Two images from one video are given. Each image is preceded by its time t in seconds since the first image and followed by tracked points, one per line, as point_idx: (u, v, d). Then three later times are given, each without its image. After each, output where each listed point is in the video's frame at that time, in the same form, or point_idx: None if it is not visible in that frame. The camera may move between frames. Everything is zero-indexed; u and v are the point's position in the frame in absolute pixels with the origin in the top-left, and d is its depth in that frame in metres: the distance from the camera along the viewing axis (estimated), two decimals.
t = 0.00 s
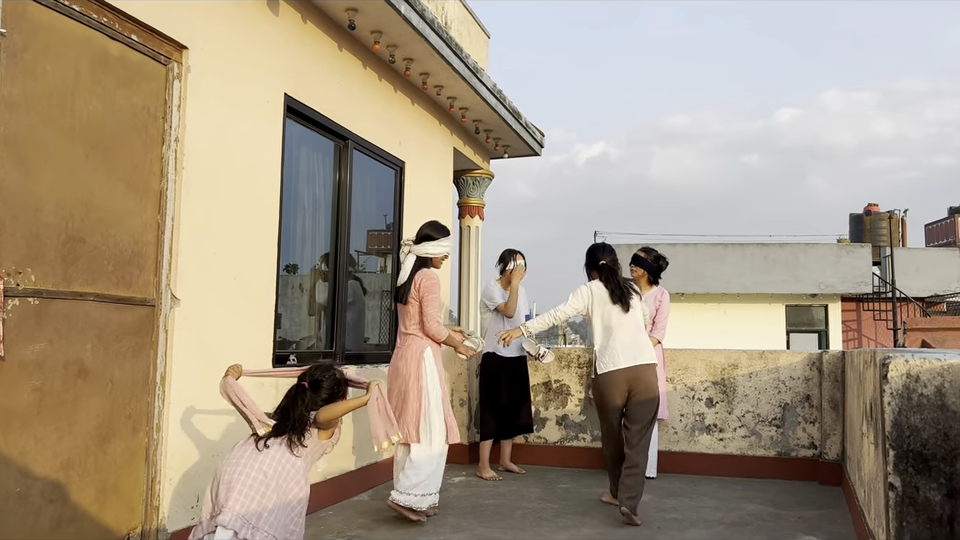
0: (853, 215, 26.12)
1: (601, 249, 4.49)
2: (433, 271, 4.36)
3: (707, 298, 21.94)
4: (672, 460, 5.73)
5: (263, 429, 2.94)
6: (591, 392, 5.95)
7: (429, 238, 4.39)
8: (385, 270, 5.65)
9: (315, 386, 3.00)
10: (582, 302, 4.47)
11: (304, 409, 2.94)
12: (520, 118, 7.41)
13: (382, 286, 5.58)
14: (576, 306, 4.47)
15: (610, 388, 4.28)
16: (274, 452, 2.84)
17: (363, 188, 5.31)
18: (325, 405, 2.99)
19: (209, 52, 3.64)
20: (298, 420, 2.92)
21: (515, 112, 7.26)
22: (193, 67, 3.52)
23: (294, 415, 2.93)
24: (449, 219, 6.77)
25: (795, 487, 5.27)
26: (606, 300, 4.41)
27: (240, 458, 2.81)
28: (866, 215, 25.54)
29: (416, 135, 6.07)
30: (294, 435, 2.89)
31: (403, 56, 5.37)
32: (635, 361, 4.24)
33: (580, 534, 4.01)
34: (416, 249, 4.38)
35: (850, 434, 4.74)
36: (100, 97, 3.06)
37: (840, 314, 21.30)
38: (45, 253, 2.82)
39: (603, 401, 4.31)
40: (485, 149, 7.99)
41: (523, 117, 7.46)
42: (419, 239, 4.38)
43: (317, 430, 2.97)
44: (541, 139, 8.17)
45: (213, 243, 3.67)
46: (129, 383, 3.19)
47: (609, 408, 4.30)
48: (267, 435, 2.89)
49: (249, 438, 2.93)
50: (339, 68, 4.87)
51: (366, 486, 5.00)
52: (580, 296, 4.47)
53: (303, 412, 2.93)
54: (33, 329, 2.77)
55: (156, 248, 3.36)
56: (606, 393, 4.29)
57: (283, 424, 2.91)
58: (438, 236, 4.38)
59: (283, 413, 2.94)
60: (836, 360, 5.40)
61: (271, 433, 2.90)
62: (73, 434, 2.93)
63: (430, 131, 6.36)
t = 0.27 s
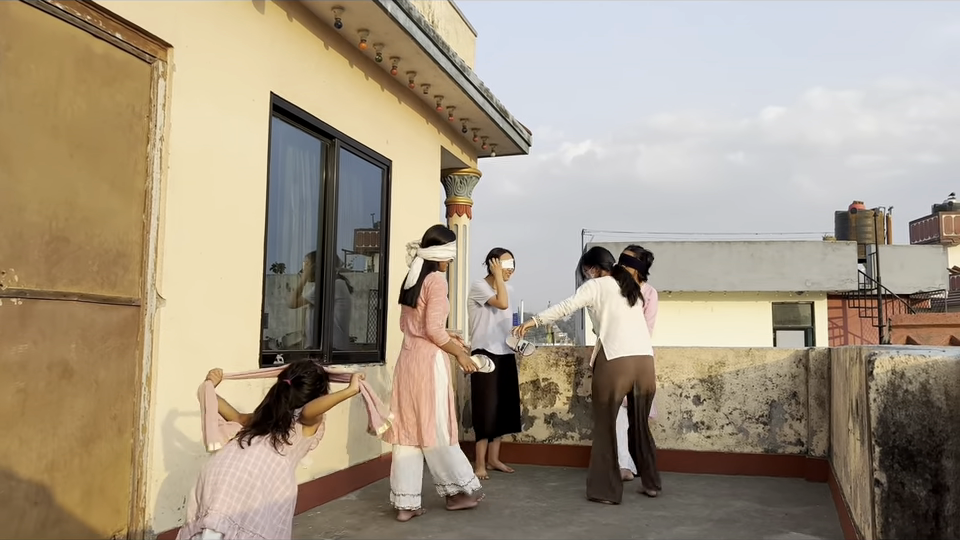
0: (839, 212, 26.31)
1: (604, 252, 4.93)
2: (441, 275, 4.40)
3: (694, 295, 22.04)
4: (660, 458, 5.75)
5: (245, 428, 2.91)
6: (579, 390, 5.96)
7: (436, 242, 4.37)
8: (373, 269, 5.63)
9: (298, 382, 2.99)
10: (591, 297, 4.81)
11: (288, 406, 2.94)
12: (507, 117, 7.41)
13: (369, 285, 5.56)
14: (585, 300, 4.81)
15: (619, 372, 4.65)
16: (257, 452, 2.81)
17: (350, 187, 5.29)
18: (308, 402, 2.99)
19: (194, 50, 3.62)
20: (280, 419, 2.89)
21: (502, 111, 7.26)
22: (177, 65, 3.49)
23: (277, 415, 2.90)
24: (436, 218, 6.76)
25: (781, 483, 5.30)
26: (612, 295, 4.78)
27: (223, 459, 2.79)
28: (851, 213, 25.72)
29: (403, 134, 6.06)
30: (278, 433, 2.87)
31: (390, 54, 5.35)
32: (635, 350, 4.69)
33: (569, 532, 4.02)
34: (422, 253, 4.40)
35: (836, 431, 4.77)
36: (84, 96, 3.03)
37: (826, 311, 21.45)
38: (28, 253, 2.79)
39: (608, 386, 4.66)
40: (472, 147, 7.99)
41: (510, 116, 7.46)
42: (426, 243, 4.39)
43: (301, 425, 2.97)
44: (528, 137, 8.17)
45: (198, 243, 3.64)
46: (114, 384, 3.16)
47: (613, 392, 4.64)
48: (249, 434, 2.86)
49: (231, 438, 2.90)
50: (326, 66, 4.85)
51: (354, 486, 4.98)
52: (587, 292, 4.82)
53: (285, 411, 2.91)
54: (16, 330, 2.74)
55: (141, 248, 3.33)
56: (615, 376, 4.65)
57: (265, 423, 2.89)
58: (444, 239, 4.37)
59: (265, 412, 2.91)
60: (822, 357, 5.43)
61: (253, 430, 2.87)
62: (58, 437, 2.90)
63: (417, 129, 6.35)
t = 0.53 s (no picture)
0: (830, 211, 26.43)
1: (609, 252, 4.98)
2: (454, 277, 4.48)
3: (686, 294, 22.11)
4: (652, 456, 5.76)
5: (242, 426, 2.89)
6: (572, 389, 5.97)
7: (447, 244, 4.43)
8: (365, 268, 5.62)
9: (289, 376, 2.98)
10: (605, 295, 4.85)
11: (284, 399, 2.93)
12: (500, 116, 7.41)
13: (361, 284, 5.55)
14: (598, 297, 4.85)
15: (644, 365, 4.72)
16: (256, 449, 2.81)
17: (342, 186, 5.28)
18: (301, 393, 2.99)
19: (185, 49, 3.61)
20: (278, 415, 2.89)
21: (494, 109, 7.25)
22: (168, 64, 3.48)
23: (274, 412, 2.89)
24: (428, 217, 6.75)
25: (773, 481, 5.32)
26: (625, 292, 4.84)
27: (223, 458, 2.77)
28: (842, 211, 25.85)
29: (395, 133, 6.05)
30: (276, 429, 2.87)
31: (382, 53, 5.34)
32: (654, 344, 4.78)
33: (561, 531, 4.02)
34: (434, 255, 4.46)
35: (827, 428, 4.79)
36: (74, 95, 3.01)
37: (817, 309, 21.54)
38: (18, 253, 2.77)
39: (633, 378, 4.71)
40: (465, 146, 7.99)
41: (502, 114, 7.46)
42: (436, 244, 4.45)
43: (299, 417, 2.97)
44: (520, 136, 8.18)
45: (189, 242, 3.62)
46: (105, 384, 3.15)
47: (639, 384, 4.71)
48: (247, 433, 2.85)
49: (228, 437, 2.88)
50: (317, 65, 4.84)
51: (347, 486, 4.97)
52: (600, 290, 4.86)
53: (281, 407, 2.91)
54: (5, 330, 2.72)
55: (132, 247, 3.31)
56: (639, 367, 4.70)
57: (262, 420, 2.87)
58: (455, 241, 4.42)
59: (262, 409, 2.90)
60: (814, 355, 5.48)
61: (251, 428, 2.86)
62: (48, 437, 2.89)
63: (409, 128, 6.34)
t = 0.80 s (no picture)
0: (826, 210, 26.48)
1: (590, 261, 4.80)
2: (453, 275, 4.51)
3: (682, 293, 22.14)
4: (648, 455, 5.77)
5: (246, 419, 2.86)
6: (568, 388, 5.98)
7: (451, 242, 4.50)
8: (361, 268, 5.62)
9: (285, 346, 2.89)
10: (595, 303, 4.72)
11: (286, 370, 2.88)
12: (496, 115, 7.41)
13: (358, 284, 5.54)
14: (588, 308, 4.71)
15: (655, 364, 4.63)
16: (269, 447, 2.83)
17: (338, 186, 5.27)
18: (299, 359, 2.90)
19: (181, 49, 3.60)
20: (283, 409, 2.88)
21: (490, 109, 7.25)
22: (164, 64, 3.48)
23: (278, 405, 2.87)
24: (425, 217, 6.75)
25: (769, 480, 5.34)
26: (614, 297, 4.73)
27: (237, 458, 2.79)
28: (838, 210, 25.90)
29: (391, 132, 6.05)
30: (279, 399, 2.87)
31: (378, 52, 5.34)
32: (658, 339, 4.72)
33: (558, 530, 4.02)
34: (437, 253, 4.52)
35: (823, 427, 4.80)
36: (69, 95, 3.01)
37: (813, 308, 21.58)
38: (14, 254, 2.77)
39: (648, 377, 4.61)
40: (461, 145, 7.99)
41: (498, 114, 7.46)
42: (441, 243, 4.52)
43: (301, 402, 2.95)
44: (516, 136, 8.18)
45: (185, 243, 3.62)
46: (101, 385, 3.14)
47: (652, 382, 4.61)
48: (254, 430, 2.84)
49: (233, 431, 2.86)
50: (313, 64, 4.84)
51: (344, 486, 4.97)
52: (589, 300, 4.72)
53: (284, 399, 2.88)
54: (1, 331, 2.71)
55: (128, 248, 3.30)
56: (653, 365, 4.62)
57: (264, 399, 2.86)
58: (458, 239, 4.51)
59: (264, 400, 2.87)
60: (810, 353, 5.49)
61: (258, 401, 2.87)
62: (44, 438, 2.88)
63: (405, 128, 6.34)
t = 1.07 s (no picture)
0: (825, 209, 26.49)
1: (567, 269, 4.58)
2: (446, 278, 4.53)
3: (682, 293, 22.14)
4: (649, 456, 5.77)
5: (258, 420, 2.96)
6: (568, 389, 5.98)
7: (448, 244, 4.56)
8: (361, 269, 5.62)
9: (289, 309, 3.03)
10: (571, 312, 4.52)
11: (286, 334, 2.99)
12: (495, 116, 7.41)
13: (357, 284, 5.54)
14: (563, 318, 4.51)
15: (643, 373, 4.49)
16: (293, 441, 2.96)
17: (337, 187, 5.27)
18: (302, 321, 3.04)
19: (181, 50, 3.60)
20: (292, 397, 3.01)
21: (490, 110, 7.26)
22: (164, 66, 3.48)
23: (287, 394, 3.01)
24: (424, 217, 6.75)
25: (770, 479, 5.34)
26: (592, 303, 4.55)
27: (265, 462, 2.89)
28: (838, 210, 25.90)
29: (391, 133, 6.05)
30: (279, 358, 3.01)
31: (377, 53, 5.34)
32: (639, 347, 4.57)
33: (559, 531, 4.02)
34: (435, 255, 4.58)
35: (823, 426, 4.80)
36: (69, 97, 3.01)
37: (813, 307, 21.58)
38: (14, 255, 2.77)
39: (635, 384, 4.48)
40: (461, 146, 7.99)
41: (498, 115, 7.46)
42: (438, 245, 4.57)
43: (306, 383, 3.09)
44: (516, 136, 8.18)
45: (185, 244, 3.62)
46: (101, 386, 3.14)
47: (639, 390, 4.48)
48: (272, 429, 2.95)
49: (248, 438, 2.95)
50: (313, 65, 4.84)
51: (345, 487, 4.97)
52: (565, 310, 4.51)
53: (291, 386, 3.01)
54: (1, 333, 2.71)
55: (128, 249, 3.30)
56: (640, 374, 4.47)
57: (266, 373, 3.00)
58: (455, 240, 4.56)
59: (271, 391, 2.99)
60: (810, 353, 5.49)
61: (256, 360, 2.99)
62: (44, 440, 2.88)
63: (405, 128, 6.34)
